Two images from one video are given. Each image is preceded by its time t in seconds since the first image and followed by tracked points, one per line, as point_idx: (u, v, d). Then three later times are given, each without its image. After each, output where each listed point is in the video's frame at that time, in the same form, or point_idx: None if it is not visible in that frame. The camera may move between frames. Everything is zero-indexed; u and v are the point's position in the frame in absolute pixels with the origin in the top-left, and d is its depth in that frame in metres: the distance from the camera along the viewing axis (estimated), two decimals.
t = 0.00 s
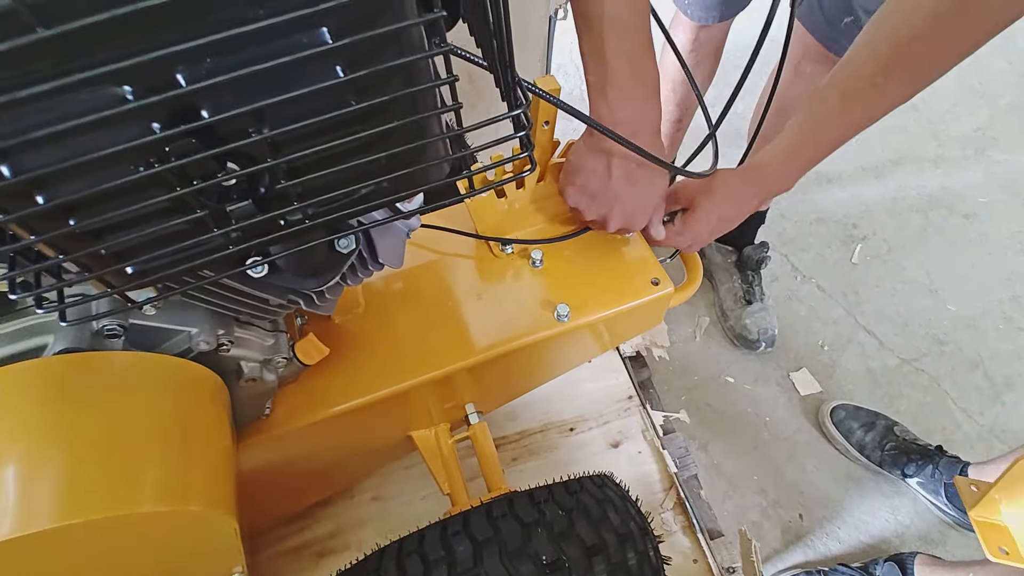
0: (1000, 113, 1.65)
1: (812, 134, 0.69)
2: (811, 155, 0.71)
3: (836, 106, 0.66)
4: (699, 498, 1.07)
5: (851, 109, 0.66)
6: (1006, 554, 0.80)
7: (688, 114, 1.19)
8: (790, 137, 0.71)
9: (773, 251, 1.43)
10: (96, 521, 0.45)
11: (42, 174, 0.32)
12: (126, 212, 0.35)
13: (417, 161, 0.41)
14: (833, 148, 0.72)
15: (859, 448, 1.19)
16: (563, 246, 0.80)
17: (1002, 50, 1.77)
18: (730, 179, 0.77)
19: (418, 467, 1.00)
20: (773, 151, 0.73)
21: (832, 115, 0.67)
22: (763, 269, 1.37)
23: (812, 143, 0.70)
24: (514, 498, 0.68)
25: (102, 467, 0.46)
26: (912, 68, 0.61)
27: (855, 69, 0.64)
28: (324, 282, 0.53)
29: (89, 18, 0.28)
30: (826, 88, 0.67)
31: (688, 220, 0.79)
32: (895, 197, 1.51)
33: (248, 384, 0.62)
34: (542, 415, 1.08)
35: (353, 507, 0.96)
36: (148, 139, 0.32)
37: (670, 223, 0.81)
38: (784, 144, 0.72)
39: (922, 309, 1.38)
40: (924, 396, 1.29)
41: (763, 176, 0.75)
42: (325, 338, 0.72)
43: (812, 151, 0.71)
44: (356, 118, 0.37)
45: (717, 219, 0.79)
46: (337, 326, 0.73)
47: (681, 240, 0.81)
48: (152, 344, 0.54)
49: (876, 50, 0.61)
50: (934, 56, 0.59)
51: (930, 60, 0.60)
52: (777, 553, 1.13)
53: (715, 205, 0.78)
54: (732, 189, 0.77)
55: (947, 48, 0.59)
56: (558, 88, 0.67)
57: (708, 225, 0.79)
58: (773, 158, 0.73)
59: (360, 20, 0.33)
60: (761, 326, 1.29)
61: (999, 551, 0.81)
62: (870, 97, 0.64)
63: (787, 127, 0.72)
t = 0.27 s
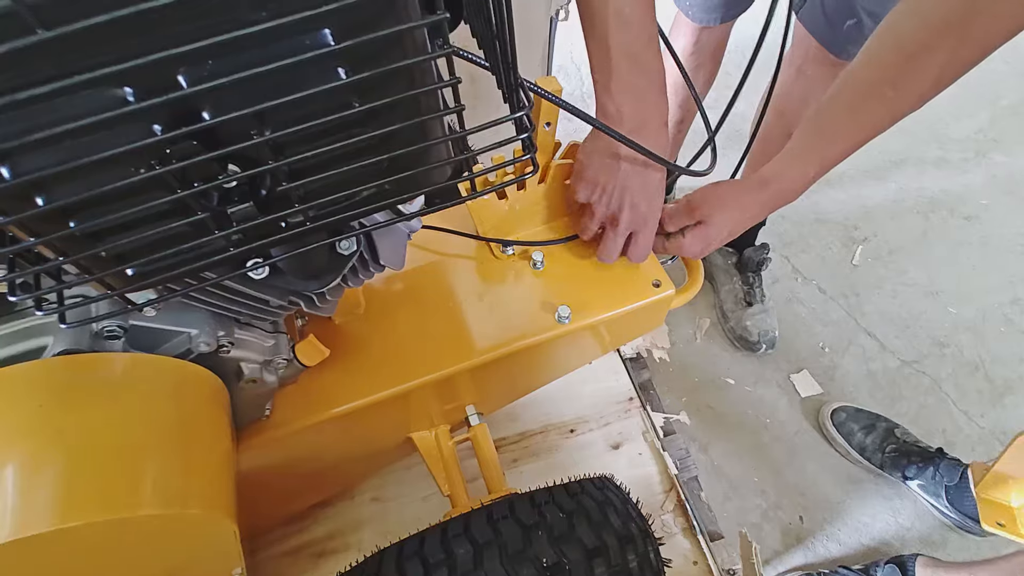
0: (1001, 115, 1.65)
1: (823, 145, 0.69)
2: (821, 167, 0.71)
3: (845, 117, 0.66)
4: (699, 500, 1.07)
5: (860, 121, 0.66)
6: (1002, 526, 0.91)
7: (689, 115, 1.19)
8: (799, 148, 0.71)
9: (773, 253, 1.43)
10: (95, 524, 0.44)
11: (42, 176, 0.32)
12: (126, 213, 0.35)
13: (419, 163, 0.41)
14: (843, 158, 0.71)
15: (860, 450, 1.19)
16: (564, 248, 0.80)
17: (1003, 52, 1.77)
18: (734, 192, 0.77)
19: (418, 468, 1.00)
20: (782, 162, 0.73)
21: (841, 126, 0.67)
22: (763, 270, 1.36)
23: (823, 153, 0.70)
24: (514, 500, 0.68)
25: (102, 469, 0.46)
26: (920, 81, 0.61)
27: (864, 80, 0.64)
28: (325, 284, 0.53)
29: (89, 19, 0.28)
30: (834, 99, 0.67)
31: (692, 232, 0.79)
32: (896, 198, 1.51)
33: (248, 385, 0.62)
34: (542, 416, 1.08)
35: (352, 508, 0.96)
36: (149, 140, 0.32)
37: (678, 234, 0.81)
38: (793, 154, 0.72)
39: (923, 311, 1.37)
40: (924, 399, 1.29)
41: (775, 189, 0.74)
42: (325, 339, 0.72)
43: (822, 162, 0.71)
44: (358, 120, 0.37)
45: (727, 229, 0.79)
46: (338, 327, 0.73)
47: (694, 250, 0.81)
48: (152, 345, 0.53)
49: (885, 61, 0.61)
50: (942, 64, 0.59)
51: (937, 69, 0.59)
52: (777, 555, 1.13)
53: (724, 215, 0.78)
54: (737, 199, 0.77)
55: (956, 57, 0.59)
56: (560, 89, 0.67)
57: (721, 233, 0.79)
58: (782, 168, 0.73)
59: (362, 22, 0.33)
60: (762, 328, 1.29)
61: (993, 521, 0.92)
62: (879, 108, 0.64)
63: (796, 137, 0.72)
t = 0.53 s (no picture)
0: (1003, 115, 1.65)
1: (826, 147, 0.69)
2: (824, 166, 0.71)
3: (847, 119, 0.66)
4: (701, 501, 1.07)
5: (863, 123, 0.65)
6: (1008, 504, 0.87)
7: (690, 115, 1.19)
8: (802, 150, 0.71)
9: (775, 253, 1.43)
10: (93, 524, 0.44)
11: (39, 170, 0.32)
12: (125, 209, 0.35)
13: (421, 159, 0.41)
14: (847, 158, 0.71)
15: (862, 452, 1.19)
16: (567, 248, 0.80)
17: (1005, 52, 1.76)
18: (731, 200, 0.79)
19: (419, 468, 1.00)
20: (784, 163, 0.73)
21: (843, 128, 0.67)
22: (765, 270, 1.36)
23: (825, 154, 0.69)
24: (515, 501, 0.67)
25: (100, 468, 0.45)
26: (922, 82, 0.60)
27: (866, 82, 0.63)
28: (325, 282, 0.52)
29: (86, 11, 0.27)
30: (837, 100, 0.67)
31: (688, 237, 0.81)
32: (898, 199, 1.50)
33: (248, 384, 0.61)
34: (543, 417, 1.08)
35: (352, 508, 0.95)
36: (148, 135, 0.32)
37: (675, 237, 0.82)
38: (794, 155, 0.72)
39: (925, 311, 1.37)
40: (926, 400, 1.28)
41: (779, 190, 0.75)
42: (325, 338, 0.72)
43: (825, 162, 0.70)
44: (358, 115, 0.37)
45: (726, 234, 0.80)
46: (338, 326, 0.72)
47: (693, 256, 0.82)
48: (151, 343, 0.53)
49: (887, 62, 0.61)
50: (947, 64, 0.59)
51: (942, 69, 0.59)
52: (779, 556, 1.12)
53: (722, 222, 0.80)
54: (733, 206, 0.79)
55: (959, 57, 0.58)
56: (561, 88, 0.67)
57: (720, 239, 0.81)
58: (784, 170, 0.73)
59: (362, 15, 0.33)
60: (763, 329, 1.29)
61: (998, 499, 0.88)
62: (882, 109, 0.64)
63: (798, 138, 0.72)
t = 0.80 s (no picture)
0: (1001, 116, 1.65)
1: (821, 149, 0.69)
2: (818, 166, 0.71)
3: (842, 121, 0.66)
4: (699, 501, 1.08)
5: (857, 122, 0.66)
6: (1004, 511, 0.86)
7: (689, 116, 1.19)
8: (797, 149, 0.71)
9: (773, 253, 1.43)
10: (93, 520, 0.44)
11: (40, 167, 0.32)
12: (125, 206, 0.35)
13: (418, 157, 0.41)
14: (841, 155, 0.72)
15: (859, 451, 1.19)
16: (565, 247, 0.80)
17: (1003, 54, 1.77)
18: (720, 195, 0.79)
19: (417, 467, 1.00)
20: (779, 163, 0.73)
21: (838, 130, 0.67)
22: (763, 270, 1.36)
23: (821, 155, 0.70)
24: (512, 499, 0.68)
25: (99, 465, 0.46)
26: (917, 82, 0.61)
27: (865, 83, 0.64)
28: (323, 280, 0.53)
29: (87, 11, 0.28)
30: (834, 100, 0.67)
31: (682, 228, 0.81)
32: (896, 200, 1.51)
33: (246, 381, 0.62)
34: (541, 415, 1.08)
35: (350, 507, 0.96)
36: (147, 132, 0.32)
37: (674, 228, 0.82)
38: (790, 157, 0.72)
39: (923, 312, 1.37)
40: (924, 400, 1.29)
41: (773, 188, 0.75)
42: (324, 336, 0.72)
43: (819, 163, 0.71)
44: (355, 114, 0.37)
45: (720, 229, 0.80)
46: (337, 324, 0.73)
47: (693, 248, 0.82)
48: (150, 340, 0.53)
49: (884, 61, 0.62)
50: (942, 66, 0.59)
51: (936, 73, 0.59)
52: (776, 556, 1.13)
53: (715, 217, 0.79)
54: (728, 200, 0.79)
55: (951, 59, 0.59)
56: (559, 88, 0.67)
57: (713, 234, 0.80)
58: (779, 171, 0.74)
59: (359, 16, 0.33)
60: (761, 329, 1.29)
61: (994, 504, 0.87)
62: (877, 111, 0.64)
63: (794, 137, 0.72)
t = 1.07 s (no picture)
0: (999, 115, 1.66)
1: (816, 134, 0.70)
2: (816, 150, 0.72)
3: (836, 107, 0.67)
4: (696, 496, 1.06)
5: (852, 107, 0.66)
6: (998, 506, 0.87)
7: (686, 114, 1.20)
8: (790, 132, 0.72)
9: (771, 250, 1.44)
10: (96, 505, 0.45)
11: (48, 154, 0.33)
12: (129, 193, 0.36)
13: (417, 147, 0.42)
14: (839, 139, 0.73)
15: (856, 447, 1.20)
16: (563, 242, 0.81)
17: (1001, 53, 1.77)
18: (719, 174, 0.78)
19: (416, 461, 1.01)
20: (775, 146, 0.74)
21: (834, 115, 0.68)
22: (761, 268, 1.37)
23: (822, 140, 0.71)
24: (510, 490, 0.69)
25: (102, 452, 0.46)
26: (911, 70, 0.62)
27: (858, 68, 0.64)
28: (323, 271, 0.53)
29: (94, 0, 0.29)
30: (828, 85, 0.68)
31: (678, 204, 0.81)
32: (894, 198, 1.51)
33: (247, 373, 0.63)
34: (540, 410, 1.09)
35: (350, 500, 0.96)
36: (151, 120, 0.33)
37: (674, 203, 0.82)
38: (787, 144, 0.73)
39: (920, 309, 1.38)
40: (920, 397, 1.29)
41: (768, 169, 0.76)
42: (324, 329, 0.73)
43: (815, 146, 0.72)
44: (355, 104, 0.38)
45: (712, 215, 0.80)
46: (337, 318, 0.73)
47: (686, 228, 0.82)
48: (153, 331, 0.54)
49: (877, 50, 0.63)
50: (938, 52, 0.60)
51: (926, 61, 0.61)
52: (773, 551, 1.13)
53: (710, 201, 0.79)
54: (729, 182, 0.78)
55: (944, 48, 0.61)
56: (556, 84, 0.67)
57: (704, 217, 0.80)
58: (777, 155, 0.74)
59: (358, 7, 0.34)
60: (759, 325, 1.30)
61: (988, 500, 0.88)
62: (873, 96, 0.65)
63: (788, 123, 0.73)
